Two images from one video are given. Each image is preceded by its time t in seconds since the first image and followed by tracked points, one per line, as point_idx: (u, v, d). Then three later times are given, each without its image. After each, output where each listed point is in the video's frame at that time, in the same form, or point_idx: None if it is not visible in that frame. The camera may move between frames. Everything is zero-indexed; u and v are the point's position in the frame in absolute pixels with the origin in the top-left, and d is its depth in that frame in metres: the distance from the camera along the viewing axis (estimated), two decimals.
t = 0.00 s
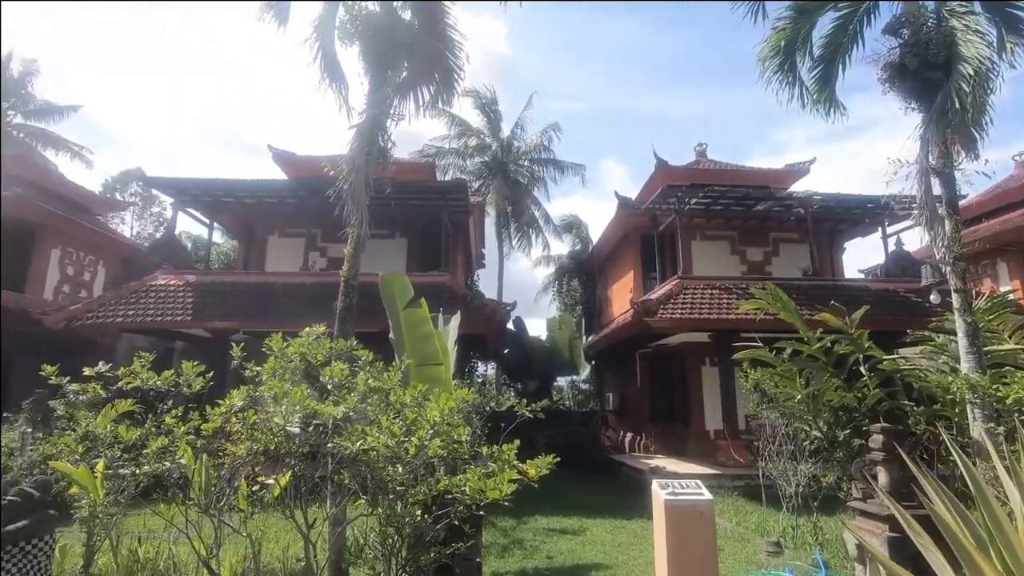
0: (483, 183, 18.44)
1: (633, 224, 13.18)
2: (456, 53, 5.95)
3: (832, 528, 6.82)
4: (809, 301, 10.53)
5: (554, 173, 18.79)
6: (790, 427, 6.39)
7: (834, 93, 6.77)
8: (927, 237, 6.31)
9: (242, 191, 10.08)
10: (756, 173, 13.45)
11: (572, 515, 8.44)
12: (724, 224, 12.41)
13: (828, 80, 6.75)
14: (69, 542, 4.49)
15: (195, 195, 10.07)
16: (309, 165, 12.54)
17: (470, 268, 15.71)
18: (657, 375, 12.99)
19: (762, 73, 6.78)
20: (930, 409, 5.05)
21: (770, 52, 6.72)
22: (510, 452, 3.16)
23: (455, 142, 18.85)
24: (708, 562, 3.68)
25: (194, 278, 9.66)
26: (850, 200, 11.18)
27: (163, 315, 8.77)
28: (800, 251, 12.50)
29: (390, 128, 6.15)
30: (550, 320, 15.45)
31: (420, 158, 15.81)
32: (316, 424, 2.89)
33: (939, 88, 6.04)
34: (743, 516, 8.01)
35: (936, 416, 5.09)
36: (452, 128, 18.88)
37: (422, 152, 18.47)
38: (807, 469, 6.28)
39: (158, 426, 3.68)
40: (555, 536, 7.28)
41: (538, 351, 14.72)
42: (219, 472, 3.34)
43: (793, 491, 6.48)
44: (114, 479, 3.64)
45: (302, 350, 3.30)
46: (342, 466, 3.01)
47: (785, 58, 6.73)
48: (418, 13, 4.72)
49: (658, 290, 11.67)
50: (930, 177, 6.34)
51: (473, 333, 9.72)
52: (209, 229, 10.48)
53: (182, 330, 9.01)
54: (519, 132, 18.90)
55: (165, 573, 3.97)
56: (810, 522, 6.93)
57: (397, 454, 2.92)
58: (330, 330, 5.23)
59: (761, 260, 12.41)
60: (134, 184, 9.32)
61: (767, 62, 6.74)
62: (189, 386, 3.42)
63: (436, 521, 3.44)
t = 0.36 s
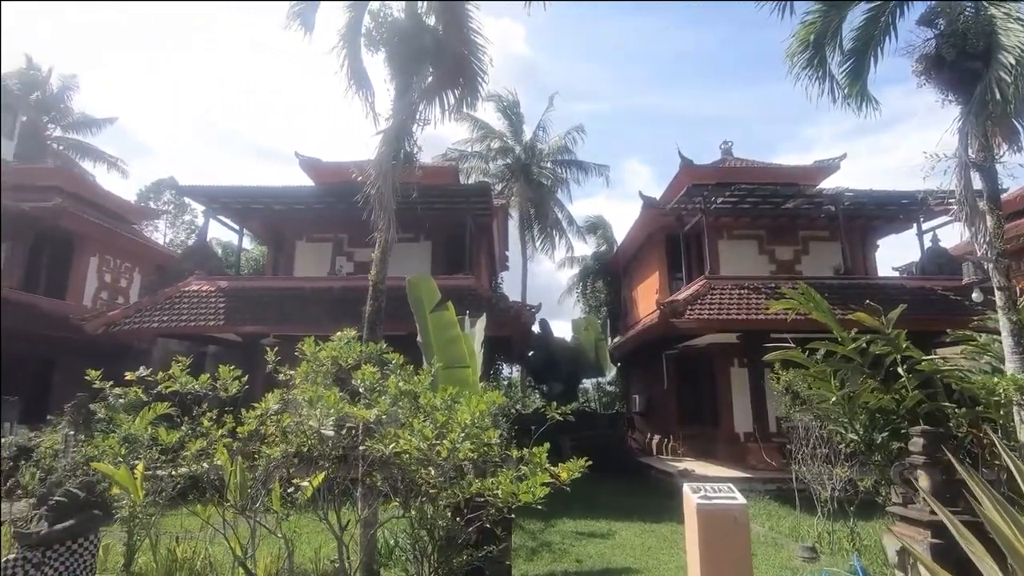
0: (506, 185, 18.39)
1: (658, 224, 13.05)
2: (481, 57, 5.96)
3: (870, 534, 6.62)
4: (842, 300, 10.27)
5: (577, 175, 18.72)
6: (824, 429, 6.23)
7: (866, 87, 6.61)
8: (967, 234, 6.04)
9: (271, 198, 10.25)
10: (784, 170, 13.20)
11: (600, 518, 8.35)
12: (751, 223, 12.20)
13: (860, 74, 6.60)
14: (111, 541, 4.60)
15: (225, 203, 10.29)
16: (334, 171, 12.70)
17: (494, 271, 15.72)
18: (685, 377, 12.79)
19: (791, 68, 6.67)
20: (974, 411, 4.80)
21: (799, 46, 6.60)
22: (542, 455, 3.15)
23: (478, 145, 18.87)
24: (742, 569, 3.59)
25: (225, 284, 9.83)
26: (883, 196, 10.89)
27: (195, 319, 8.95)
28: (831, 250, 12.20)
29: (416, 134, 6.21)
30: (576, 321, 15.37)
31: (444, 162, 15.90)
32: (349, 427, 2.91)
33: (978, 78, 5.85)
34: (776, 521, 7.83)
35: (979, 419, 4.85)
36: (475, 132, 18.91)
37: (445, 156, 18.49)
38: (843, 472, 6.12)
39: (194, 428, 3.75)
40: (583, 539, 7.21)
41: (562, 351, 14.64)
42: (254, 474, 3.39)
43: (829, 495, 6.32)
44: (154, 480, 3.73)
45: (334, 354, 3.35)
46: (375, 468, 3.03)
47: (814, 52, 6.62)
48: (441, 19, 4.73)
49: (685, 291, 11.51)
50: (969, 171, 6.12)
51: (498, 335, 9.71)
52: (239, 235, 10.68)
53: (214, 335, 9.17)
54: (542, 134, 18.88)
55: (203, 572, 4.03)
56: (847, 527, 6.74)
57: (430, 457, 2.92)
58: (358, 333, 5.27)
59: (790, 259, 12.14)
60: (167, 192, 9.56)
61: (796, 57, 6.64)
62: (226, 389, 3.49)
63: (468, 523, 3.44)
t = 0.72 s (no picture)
0: (533, 186, 18.28)
1: (689, 222, 12.84)
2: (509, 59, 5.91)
3: (920, 539, 6.36)
4: (883, 297, 9.94)
5: (605, 174, 18.60)
6: (868, 430, 6.01)
7: (907, 76, 6.35)
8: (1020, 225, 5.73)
9: (303, 204, 10.41)
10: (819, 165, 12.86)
11: (636, 521, 8.22)
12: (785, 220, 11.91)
13: (900, 62, 6.35)
14: (157, 539, 4.72)
15: (259, 210, 10.50)
16: (364, 177, 12.86)
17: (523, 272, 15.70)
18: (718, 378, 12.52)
19: (827, 58, 6.44)
20: None
21: (835, 36, 6.39)
22: (581, 457, 3.10)
23: (504, 147, 18.77)
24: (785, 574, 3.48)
25: (261, 289, 10.01)
26: (924, 188, 10.51)
27: (233, 324, 9.13)
28: (869, 245, 11.81)
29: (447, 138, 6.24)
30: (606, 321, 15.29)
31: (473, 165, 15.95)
32: (387, 430, 2.91)
33: None
34: (818, 525, 7.59)
35: None
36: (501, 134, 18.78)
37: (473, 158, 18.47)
38: (889, 474, 5.91)
39: (234, 430, 3.81)
40: (619, 542, 7.11)
41: (592, 352, 14.51)
42: (294, 474, 3.43)
43: (874, 499, 6.10)
44: (197, 480, 3.80)
45: (371, 356, 3.38)
46: (412, 469, 3.04)
47: (851, 41, 6.39)
48: (469, 21, 4.73)
49: (718, 289, 11.29)
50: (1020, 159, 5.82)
51: (529, 336, 9.67)
52: (274, 242, 10.89)
53: (251, 339, 9.33)
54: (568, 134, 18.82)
55: (244, 571, 4.09)
56: (895, 531, 6.49)
57: (468, 460, 2.91)
58: (391, 335, 5.30)
59: (827, 256, 11.80)
60: (204, 200, 9.81)
61: (832, 47, 6.42)
62: (267, 392, 3.54)
63: (507, 526, 3.41)
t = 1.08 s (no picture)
0: (566, 185, 18.20)
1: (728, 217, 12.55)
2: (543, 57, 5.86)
3: (983, 545, 6.05)
4: (936, 291, 9.51)
5: (639, 171, 18.39)
6: (925, 430, 5.74)
7: (960, 57, 6.07)
8: None
9: (341, 209, 10.59)
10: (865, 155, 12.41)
11: (678, 523, 8.08)
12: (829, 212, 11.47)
13: (952, 43, 6.08)
14: (210, 537, 4.86)
15: (298, 215, 10.72)
16: (398, 180, 13.01)
17: (558, 272, 15.63)
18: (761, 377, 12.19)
19: (873, 43, 6.22)
20: None
21: (882, 19, 6.16)
22: (627, 458, 3.05)
23: (537, 147, 18.67)
24: None
25: (302, 293, 10.20)
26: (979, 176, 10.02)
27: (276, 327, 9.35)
28: (922, 238, 11.28)
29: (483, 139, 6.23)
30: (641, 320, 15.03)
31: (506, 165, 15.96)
32: (432, 430, 2.91)
33: None
34: (871, 529, 7.31)
35: None
36: (533, 134, 18.67)
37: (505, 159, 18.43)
38: (949, 476, 5.64)
39: (280, 431, 3.88)
40: (662, 544, 6.99)
41: (628, 351, 14.29)
42: (339, 474, 3.47)
43: (933, 502, 5.83)
44: (246, 479, 3.88)
45: (412, 357, 3.38)
46: (457, 469, 3.03)
47: (899, 24, 6.15)
48: (502, 21, 4.70)
49: (760, 286, 11.00)
50: None
51: (566, 336, 9.61)
52: (313, 246, 11.10)
53: (293, 342, 9.51)
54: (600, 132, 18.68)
55: (291, 569, 4.16)
56: (956, 536, 6.19)
57: (513, 459, 2.88)
58: (430, 336, 5.31)
59: (874, 249, 11.31)
60: (246, 207, 10.08)
61: (879, 31, 6.20)
62: (312, 393, 3.58)
63: (552, 527, 3.37)
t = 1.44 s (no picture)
0: (610, 181, 18.00)
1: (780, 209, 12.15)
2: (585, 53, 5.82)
3: None
4: (1010, 281, 8.96)
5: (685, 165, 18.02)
6: (1002, 430, 5.41)
7: None
8: None
9: (386, 211, 10.76)
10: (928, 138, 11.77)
11: (734, 524, 7.87)
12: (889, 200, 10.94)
13: None
14: (270, 533, 5.03)
15: (346, 219, 10.96)
16: (442, 182, 13.15)
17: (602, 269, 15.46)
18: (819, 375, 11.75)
19: (938, 19, 5.90)
20: None
21: None
22: (685, 458, 2.99)
23: (579, 143, 18.55)
24: None
25: (352, 295, 10.42)
26: None
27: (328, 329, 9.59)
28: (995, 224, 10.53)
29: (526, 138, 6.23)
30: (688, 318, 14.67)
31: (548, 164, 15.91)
32: (485, 429, 2.92)
33: None
34: (944, 534, 6.94)
35: None
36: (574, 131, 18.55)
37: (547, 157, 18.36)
38: None
39: (335, 430, 3.97)
40: (717, 547, 6.83)
41: (676, 349, 13.94)
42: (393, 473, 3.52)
43: (1012, 506, 5.50)
44: (303, 477, 3.99)
45: (462, 357, 3.39)
46: (510, 468, 3.04)
47: None
48: (543, 19, 4.68)
49: (816, 279, 10.60)
50: None
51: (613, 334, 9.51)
52: (360, 249, 11.33)
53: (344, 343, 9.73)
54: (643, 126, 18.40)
55: (349, 565, 4.26)
56: None
57: (567, 459, 2.87)
58: (478, 336, 5.34)
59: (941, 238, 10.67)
60: (296, 212, 10.37)
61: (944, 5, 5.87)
62: (366, 393, 3.65)
63: (607, 528, 3.34)
